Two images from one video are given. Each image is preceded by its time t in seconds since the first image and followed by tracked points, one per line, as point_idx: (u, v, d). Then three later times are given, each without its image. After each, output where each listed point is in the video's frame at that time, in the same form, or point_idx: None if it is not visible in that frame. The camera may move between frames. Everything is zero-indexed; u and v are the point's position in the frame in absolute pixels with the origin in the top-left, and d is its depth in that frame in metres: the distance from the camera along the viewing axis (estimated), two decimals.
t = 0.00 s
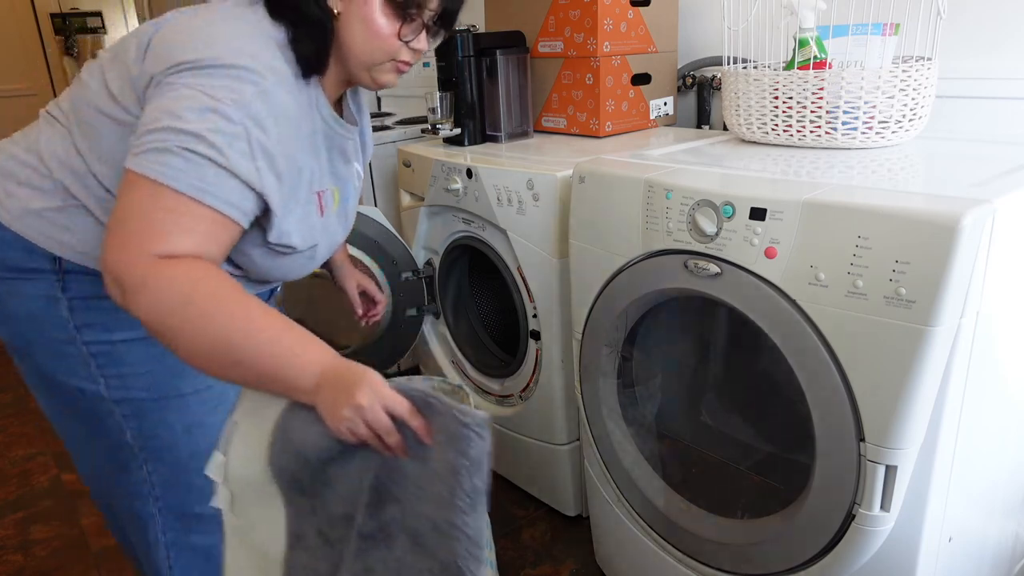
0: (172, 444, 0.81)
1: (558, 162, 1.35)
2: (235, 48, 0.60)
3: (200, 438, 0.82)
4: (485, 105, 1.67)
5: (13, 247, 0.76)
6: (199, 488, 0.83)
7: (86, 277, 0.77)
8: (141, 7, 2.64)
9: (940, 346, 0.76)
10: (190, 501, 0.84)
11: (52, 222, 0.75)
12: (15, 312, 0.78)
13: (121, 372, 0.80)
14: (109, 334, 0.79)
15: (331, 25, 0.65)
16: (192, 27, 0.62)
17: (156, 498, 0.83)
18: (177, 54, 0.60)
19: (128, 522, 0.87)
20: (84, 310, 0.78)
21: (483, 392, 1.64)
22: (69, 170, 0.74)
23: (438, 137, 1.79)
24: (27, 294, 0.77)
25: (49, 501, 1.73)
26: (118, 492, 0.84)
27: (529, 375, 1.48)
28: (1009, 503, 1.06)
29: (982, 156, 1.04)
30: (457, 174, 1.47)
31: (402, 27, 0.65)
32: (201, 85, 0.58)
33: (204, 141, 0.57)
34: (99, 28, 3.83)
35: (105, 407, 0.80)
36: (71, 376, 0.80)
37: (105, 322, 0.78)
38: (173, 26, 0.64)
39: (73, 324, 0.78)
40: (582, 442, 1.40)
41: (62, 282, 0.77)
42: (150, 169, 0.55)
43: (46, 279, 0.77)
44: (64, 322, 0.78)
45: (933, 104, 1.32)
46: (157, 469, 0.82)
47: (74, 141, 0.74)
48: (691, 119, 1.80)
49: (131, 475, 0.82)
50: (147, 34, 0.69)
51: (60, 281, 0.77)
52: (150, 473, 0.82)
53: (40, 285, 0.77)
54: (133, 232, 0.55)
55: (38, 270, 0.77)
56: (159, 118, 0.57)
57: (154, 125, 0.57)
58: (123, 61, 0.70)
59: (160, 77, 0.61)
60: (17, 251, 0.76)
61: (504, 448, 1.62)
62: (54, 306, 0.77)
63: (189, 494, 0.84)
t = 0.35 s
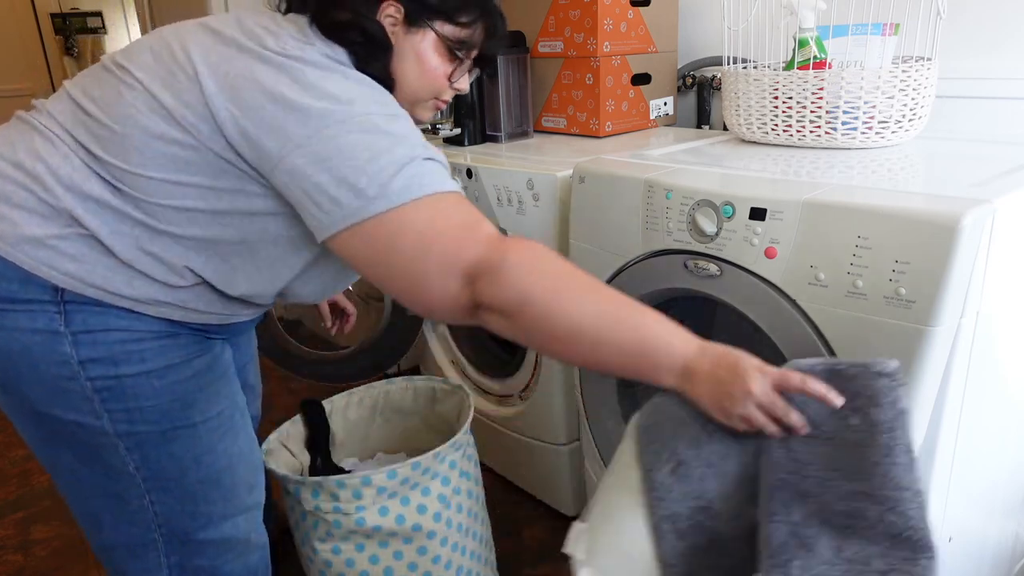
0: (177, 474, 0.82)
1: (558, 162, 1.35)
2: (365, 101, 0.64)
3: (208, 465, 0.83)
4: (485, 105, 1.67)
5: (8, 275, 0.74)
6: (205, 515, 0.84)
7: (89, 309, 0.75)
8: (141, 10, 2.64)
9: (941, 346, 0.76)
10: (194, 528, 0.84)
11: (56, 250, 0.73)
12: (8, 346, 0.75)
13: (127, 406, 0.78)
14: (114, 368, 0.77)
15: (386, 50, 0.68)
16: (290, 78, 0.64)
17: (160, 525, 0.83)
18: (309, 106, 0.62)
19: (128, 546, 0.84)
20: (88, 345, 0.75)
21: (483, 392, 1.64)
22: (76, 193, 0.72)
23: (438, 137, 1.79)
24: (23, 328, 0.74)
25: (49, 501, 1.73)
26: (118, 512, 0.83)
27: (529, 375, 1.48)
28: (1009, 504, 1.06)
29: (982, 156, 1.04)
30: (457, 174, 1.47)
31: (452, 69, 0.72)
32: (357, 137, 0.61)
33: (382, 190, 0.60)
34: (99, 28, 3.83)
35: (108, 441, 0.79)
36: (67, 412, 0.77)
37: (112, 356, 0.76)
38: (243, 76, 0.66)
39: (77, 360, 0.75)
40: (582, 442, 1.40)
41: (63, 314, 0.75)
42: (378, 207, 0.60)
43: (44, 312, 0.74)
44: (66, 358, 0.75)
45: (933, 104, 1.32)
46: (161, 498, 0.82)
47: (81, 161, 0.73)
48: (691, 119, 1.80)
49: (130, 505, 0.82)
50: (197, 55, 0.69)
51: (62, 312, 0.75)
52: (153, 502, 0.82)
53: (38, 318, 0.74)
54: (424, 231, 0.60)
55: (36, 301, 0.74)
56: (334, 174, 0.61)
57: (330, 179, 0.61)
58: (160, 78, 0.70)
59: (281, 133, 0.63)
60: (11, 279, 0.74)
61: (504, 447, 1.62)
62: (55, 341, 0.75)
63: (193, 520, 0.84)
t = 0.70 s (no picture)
0: (192, 475, 0.82)
1: (558, 162, 1.35)
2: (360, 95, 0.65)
3: (220, 466, 0.84)
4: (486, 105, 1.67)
5: (21, 276, 0.73)
6: (217, 518, 0.85)
7: (106, 311, 0.75)
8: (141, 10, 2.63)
9: (941, 346, 0.76)
10: (207, 533, 0.85)
11: (71, 248, 0.72)
12: (20, 349, 0.74)
13: (142, 409, 0.78)
14: (130, 370, 0.76)
15: (414, 76, 0.74)
16: (292, 74, 0.65)
17: (172, 531, 0.83)
18: (302, 103, 0.64)
19: (135, 556, 0.83)
20: (103, 346, 0.75)
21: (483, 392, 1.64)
22: (91, 189, 0.72)
23: (438, 137, 1.79)
24: (37, 330, 0.73)
25: (49, 501, 1.73)
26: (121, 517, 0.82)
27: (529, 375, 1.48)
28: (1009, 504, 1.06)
29: (982, 156, 1.04)
30: (457, 174, 1.47)
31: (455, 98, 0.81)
32: (348, 141, 0.62)
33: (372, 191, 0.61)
34: (100, 28, 3.93)
35: (123, 443, 0.78)
36: (81, 415, 0.77)
37: (129, 357, 0.76)
38: (255, 63, 0.67)
39: (93, 361, 0.75)
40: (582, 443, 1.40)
41: (78, 315, 0.74)
42: (363, 216, 0.61)
43: (58, 313, 0.73)
44: (81, 359, 0.74)
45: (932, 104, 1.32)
46: (171, 502, 0.82)
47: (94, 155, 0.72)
48: (690, 119, 1.80)
49: (140, 510, 0.81)
50: (208, 43, 0.70)
51: (76, 313, 0.74)
52: (163, 506, 0.82)
53: (52, 320, 0.73)
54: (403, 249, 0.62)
55: (50, 302, 0.73)
56: (325, 174, 0.62)
57: (322, 178, 0.62)
58: (171, 66, 0.71)
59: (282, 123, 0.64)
60: (23, 280, 0.73)
61: (504, 448, 1.62)
62: (70, 343, 0.74)
63: (206, 524, 0.84)
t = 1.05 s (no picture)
0: (179, 447, 0.90)
1: (558, 162, 1.35)
2: (324, 115, 0.74)
3: (205, 440, 0.91)
4: (486, 105, 1.67)
5: (22, 251, 0.80)
6: (204, 490, 0.92)
7: (97, 285, 0.83)
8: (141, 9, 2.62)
9: (941, 346, 0.76)
10: (194, 503, 0.92)
11: (69, 226, 0.81)
12: (18, 319, 0.82)
13: (130, 378, 0.86)
14: (118, 341, 0.85)
15: (397, 89, 0.84)
16: (266, 91, 0.74)
17: (162, 497, 0.91)
18: (269, 125, 0.73)
19: (130, 526, 0.92)
20: (95, 318, 0.83)
21: (483, 392, 1.64)
22: (87, 174, 0.80)
23: (439, 137, 1.79)
24: (34, 302, 0.81)
25: (49, 501, 1.73)
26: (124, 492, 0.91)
27: (529, 375, 1.48)
28: (1009, 504, 1.06)
29: (981, 156, 1.05)
30: (457, 174, 1.47)
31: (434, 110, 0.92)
32: (298, 172, 0.72)
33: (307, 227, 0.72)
34: (99, 28, 3.92)
35: (113, 412, 0.87)
36: (75, 383, 0.85)
37: (118, 330, 0.84)
38: (240, 71, 0.75)
39: (85, 332, 0.83)
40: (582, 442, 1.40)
41: (73, 289, 0.82)
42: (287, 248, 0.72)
43: (54, 286, 0.82)
44: (75, 330, 0.83)
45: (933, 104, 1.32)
46: (161, 474, 0.90)
47: (92, 144, 0.80)
48: (691, 119, 1.80)
49: (134, 481, 0.90)
50: (203, 52, 0.79)
51: (72, 288, 0.82)
52: (153, 478, 0.90)
53: (49, 293, 0.82)
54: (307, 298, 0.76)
55: (47, 276, 0.81)
56: (284, 206, 0.72)
57: (277, 208, 0.72)
58: (166, 70, 0.79)
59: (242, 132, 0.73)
60: (25, 255, 0.80)
61: (504, 448, 1.62)
62: (64, 313, 0.82)
63: (194, 497, 0.92)
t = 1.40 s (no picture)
0: (167, 407, 0.98)
1: (557, 162, 1.35)
2: (306, 133, 0.83)
3: (191, 401, 1.00)
4: (486, 105, 1.67)
5: (35, 235, 0.91)
6: (189, 450, 1.01)
7: (98, 261, 0.93)
8: (141, 9, 2.61)
9: (941, 346, 0.76)
10: (180, 462, 1.01)
11: (75, 215, 0.91)
12: (30, 289, 0.92)
13: (125, 343, 0.95)
14: (117, 310, 0.94)
15: (362, 94, 0.90)
16: (255, 111, 0.82)
17: (152, 456, 1.00)
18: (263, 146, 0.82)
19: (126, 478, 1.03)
20: (97, 289, 0.93)
21: (483, 392, 1.64)
22: (94, 172, 0.91)
23: (439, 137, 1.79)
24: (44, 275, 0.92)
25: (49, 501, 1.73)
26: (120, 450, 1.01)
27: (529, 375, 1.48)
28: (1009, 504, 1.06)
29: (981, 156, 1.04)
30: (457, 174, 1.47)
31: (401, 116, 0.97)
32: (292, 185, 0.82)
33: (299, 231, 0.83)
34: (99, 28, 3.91)
35: (109, 373, 0.96)
36: (78, 347, 0.95)
37: (116, 299, 0.94)
38: (228, 94, 0.84)
39: (87, 301, 0.93)
40: (582, 442, 1.40)
41: (79, 265, 0.92)
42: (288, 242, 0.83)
43: (61, 262, 0.92)
44: (78, 300, 0.93)
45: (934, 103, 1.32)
46: (151, 434, 0.99)
47: (100, 149, 0.91)
48: (691, 119, 1.80)
49: (129, 440, 0.99)
50: (195, 68, 0.87)
51: (78, 263, 0.92)
52: (144, 437, 0.99)
53: (57, 268, 0.92)
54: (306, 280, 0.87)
55: (57, 256, 0.92)
56: (280, 209, 0.83)
57: (274, 211, 0.83)
58: (165, 85, 0.88)
59: (234, 148, 0.83)
60: (39, 239, 0.91)
61: (504, 448, 1.62)
62: (69, 285, 0.92)
63: (180, 458, 1.01)
